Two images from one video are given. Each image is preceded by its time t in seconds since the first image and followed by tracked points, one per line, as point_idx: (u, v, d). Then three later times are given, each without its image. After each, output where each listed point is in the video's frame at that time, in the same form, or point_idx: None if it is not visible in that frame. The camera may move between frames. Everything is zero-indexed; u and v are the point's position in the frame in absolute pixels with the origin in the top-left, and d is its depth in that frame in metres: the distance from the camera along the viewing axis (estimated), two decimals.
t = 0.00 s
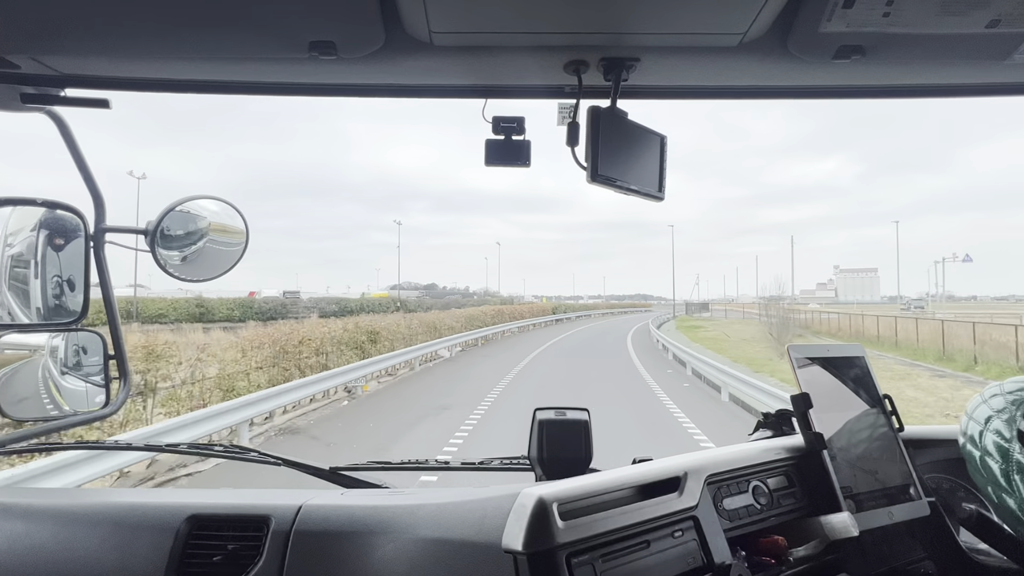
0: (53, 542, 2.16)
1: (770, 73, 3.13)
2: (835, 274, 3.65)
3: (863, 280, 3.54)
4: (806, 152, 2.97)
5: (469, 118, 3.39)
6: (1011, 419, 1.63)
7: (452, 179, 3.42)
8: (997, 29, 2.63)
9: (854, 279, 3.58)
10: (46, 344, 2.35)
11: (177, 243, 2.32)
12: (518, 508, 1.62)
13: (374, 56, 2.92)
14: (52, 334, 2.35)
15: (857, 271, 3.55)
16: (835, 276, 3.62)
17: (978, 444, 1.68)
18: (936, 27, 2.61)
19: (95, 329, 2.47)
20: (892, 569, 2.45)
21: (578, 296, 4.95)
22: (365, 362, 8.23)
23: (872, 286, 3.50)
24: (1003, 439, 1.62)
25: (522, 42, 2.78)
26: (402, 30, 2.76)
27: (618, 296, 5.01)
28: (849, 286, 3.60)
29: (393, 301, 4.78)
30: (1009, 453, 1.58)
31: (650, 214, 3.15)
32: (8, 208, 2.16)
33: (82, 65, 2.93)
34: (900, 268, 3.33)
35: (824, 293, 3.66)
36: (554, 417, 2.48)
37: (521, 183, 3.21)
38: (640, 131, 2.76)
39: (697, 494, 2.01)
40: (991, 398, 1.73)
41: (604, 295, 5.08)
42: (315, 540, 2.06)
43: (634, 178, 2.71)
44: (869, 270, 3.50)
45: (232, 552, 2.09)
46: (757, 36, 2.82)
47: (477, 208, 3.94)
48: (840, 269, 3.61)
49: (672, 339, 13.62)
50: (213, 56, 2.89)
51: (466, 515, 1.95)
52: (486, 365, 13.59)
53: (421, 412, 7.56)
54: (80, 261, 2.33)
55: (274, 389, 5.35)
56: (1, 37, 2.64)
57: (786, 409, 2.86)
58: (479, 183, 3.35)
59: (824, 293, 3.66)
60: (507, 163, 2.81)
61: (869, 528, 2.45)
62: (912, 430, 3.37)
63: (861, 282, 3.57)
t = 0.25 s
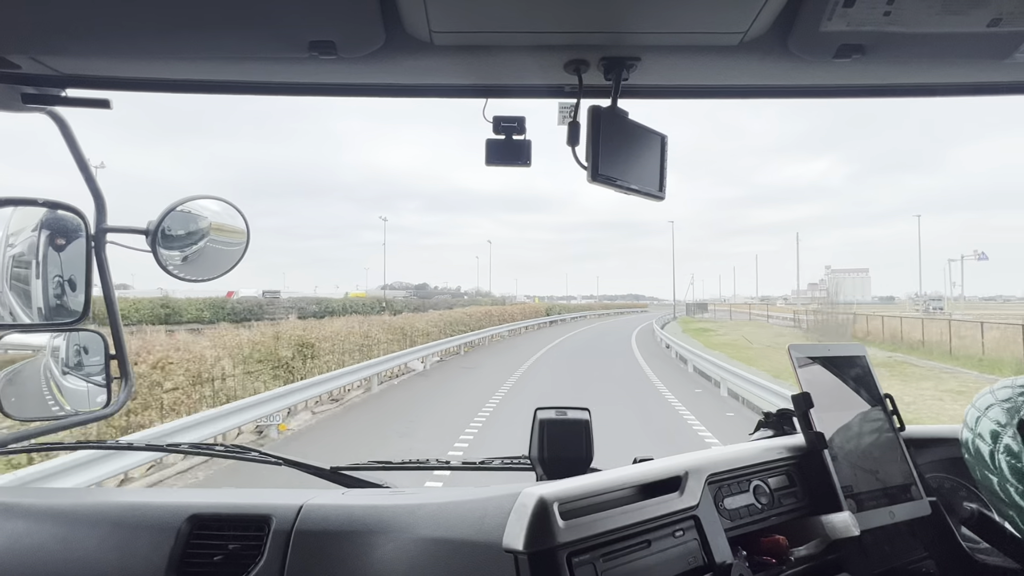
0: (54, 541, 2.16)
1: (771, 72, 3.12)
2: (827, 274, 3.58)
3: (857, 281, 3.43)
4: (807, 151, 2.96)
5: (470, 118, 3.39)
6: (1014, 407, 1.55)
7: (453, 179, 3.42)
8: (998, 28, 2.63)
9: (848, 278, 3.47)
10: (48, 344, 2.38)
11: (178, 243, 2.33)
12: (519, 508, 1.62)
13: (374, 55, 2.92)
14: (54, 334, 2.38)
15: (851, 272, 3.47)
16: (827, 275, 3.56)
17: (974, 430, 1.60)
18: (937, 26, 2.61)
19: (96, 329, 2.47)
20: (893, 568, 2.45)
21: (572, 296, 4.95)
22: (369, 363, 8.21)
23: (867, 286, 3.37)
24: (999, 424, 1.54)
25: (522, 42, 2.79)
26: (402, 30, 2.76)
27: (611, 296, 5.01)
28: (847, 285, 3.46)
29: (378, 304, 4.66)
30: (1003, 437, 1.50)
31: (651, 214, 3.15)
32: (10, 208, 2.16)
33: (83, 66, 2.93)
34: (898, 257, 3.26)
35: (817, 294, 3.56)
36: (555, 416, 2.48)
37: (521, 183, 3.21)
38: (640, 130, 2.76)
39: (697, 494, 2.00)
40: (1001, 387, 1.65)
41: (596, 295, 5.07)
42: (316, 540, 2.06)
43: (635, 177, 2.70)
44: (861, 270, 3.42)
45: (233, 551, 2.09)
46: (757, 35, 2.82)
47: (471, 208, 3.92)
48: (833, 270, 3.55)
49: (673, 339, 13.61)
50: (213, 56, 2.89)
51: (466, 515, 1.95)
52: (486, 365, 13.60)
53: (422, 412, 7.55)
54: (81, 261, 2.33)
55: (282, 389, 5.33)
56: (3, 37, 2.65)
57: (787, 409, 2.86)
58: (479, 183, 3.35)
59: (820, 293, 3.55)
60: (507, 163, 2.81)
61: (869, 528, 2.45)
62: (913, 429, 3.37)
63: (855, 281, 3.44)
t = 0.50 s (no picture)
0: (57, 539, 2.16)
1: (773, 71, 3.12)
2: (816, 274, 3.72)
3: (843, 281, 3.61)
4: (810, 151, 2.96)
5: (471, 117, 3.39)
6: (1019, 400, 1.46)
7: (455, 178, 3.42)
8: (1000, 27, 2.62)
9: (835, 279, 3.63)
10: (51, 343, 2.38)
11: (180, 242, 2.32)
12: (521, 507, 1.62)
13: (376, 55, 2.92)
14: (56, 333, 2.38)
15: (837, 272, 3.64)
16: (817, 276, 3.69)
17: (972, 420, 1.52)
18: (940, 25, 2.61)
19: (97, 328, 2.46)
20: (895, 568, 2.45)
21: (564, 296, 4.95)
22: (374, 363, 8.23)
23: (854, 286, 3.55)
24: (999, 414, 1.45)
25: (524, 41, 2.79)
26: (404, 29, 2.76)
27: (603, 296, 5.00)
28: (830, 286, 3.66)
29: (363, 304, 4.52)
30: (1001, 426, 1.42)
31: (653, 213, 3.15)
32: (13, 208, 2.16)
33: (85, 65, 2.93)
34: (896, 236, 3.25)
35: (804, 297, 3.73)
36: (557, 416, 2.48)
37: (523, 183, 3.21)
38: (642, 129, 2.76)
39: (699, 494, 2.01)
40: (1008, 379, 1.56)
41: (589, 295, 5.07)
42: (318, 539, 2.07)
43: (636, 177, 2.70)
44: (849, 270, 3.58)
45: (236, 550, 2.10)
46: (759, 35, 2.82)
47: (460, 208, 3.90)
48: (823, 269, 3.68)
49: (675, 339, 13.60)
50: (215, 56, 2.90)
51: (468, 514, 1.96)
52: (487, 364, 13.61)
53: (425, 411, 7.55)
54: (83, 260, 2.35)
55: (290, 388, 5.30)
56: (6, 37, 2.65)
57: (788, 408, 2.86)
58: (480, 182, 3.35)
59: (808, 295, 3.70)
60: (509, 162, 2.80)
61: (871, 528, 2.45)
62: (915, 429, 3.36)
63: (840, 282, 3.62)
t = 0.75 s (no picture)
0: (59, 537, 2.17)
1: (776, 71, 3.11)
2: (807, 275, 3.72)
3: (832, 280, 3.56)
4: (813, 152, 2.95)
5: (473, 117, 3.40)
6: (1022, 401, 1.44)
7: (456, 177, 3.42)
8: (1004, 27, 2.61)
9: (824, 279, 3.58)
10: (53, 342, 2.39)
11: (182, 241, 2.33)
12: (522, 507, 1.62)
13: (379, 54, 2.92)
14: (59, 332, 2.39)
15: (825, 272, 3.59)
16: (805, 276, 3.67)
17: (973, 420, 1.51)
18: (943, 25, 2.60)
19: (101, 327, 2.46)
20: (897, 570, 2.45)
21: (555, 297, 4.95)
22: (376, 363, 8.24)
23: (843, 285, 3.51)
24: (1001, 415, 1.44)
25: (526, 41, 2.79)
26: (407, 29, 2.76)
27: (594, 296, 4.99)
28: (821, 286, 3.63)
29: (344, 304, 4.34)
30: (1001, 427, 1.41)
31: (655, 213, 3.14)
32: (16, 207, 2.16)
33: (89, 64, 2.94)
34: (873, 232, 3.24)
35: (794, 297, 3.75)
36: (558, 416, 2.48)
37: (525, 183, 3.21)
38: (644, 130, 2.75)
39: (701, 494, 2.01)
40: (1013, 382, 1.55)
41: (581, 295, 5.06)
42: (318, 538, 2.07)
43: (638, 177, 2.70)
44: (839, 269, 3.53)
45: (238, 549, 2.11)
46: (761, 35, 2.81)
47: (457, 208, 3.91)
48: (812, 270, 3.67)
49: (677, 339, 13.58)
50: (218, 55, 2.90)
51: (469, 514, 1.96)
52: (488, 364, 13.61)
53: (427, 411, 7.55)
54: (86, 259, 2.36)
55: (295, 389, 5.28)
56: (9, 36, 2.66)
57: (790, 409, 2.85)
58: (482, 182, 3.35)
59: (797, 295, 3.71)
60: (511, 162, 2.80)
61: (874, 529, 2.44)
62: (917, 431, 3.36)
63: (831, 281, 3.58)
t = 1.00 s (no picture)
0: (61, 536, 2.17)
1: (777, 71, 3.11)
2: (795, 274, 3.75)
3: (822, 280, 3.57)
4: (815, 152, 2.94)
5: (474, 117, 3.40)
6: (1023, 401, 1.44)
7: (456, 177, 3.42)
8: (1007, 27, 2.61)
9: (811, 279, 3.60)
10: (55, 341, 2.37)
11: (184, 241, 2.33)
12: (523, 507, 1.62)
13: (380, 54, 2.92)
14: (61, 331, 2.37)
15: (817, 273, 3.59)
16: (793, 276, 3.70)
17: (978, 421, 1.50)
18: (945, 25, 2.59)
19: (102, 326, 2.49)
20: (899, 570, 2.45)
21: (544, 296, 4.95)
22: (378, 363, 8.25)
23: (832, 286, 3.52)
24: (1004, 416, 1.43)
25: (528, 41, 2.79)
26: (408, 28, 2.76)
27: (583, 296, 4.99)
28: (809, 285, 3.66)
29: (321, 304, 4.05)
30: (1005, 429, 1.40)
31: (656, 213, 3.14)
32: (18, 206, 2.17)
33: (90, 64, 2.94)
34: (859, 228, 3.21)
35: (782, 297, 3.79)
36: (559, 416, 2.48)
37: (526, 183, 3.21)
38: (646, 129, 2.75)
39: (702, 494, 2.01)
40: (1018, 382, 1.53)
41: (571, 295, 5.05)
42: (319, 537, 2.07)
43: (640, 177, 2.69)
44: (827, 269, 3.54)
45: (239, 548, 2.11)
46: (763, 34, 2.81)
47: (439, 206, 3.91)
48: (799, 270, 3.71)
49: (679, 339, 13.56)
50: (219, 55, 2.90)
51: (470, 513, 1.96)
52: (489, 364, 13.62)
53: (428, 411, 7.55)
54: (87, 258, 2.36)
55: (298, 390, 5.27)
56: (11, 36, 2.66)
57: (792, 409, 2.85)
58: (483, 181, 3.35)
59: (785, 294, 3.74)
60: (512, 162, 2.80)
61: (875, 530, 2.44)
62: (919, 431, 3.36)
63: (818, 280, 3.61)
